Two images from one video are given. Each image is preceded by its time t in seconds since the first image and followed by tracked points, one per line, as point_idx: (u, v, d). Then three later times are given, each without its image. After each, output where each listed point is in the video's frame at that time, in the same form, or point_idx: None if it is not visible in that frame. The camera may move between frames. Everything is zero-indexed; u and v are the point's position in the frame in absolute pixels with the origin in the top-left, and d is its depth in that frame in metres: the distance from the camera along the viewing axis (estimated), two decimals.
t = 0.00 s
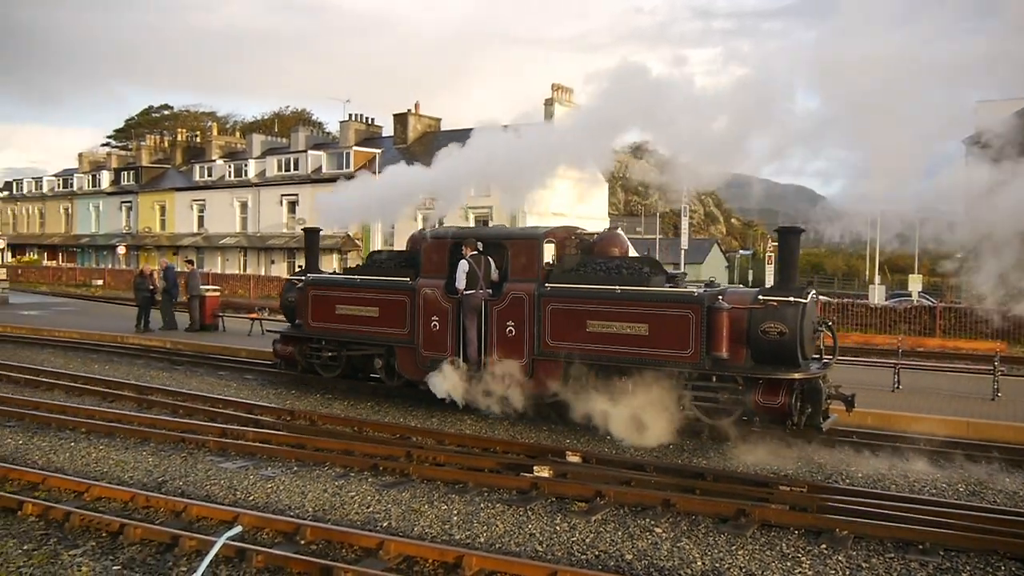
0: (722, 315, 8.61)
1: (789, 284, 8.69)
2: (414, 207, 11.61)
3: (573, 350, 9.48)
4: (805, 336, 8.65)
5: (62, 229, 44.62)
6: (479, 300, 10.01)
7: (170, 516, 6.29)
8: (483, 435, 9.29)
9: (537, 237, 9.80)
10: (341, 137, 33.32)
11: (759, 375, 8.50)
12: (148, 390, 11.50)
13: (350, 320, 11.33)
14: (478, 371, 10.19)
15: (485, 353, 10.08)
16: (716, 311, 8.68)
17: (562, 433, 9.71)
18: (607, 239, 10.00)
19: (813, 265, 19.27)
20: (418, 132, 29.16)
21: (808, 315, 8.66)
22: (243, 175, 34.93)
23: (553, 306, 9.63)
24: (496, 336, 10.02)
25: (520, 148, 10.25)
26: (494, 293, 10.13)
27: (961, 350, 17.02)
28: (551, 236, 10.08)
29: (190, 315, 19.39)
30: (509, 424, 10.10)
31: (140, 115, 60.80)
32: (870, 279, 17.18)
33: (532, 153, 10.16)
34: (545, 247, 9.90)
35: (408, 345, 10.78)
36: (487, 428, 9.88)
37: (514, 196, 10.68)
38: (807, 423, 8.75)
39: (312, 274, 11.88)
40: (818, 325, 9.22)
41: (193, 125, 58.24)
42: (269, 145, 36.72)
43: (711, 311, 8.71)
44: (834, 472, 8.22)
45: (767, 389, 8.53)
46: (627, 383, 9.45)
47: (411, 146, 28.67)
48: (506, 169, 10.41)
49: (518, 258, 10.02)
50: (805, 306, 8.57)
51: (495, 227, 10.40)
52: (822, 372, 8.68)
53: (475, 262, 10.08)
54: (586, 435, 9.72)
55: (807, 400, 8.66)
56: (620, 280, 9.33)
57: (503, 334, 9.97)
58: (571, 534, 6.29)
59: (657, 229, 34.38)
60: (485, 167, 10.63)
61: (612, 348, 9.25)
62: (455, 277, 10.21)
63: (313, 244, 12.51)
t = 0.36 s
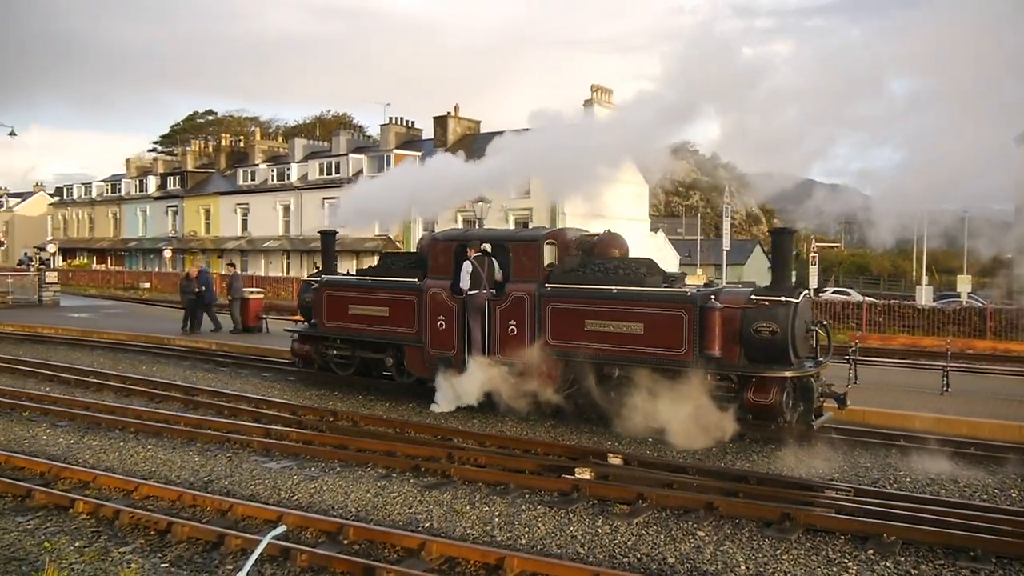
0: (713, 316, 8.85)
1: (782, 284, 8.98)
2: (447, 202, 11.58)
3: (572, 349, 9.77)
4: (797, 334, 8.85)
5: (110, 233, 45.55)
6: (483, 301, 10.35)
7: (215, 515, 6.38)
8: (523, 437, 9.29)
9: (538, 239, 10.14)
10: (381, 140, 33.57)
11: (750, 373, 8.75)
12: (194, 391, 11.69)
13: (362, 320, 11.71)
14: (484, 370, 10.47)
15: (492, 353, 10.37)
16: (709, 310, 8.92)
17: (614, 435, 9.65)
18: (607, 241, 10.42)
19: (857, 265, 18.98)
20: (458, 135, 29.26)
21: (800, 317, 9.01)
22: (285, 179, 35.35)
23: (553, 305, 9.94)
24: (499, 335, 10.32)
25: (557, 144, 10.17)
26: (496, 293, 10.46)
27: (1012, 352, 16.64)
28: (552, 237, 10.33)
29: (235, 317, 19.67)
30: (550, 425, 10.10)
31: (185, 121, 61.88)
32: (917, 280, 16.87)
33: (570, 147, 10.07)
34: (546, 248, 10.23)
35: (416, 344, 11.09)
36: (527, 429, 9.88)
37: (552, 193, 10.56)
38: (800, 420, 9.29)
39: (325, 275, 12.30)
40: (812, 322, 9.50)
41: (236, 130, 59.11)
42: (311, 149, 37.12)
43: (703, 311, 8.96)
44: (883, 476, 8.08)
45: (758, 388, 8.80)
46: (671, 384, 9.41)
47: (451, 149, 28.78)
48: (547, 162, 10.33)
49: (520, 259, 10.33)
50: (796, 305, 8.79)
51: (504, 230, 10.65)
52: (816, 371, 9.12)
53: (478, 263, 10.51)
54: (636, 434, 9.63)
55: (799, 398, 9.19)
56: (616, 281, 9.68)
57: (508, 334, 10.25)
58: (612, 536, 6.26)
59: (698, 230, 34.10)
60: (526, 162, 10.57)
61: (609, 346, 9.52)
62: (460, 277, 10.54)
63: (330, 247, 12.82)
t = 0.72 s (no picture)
0: (717, 314, 9.07)
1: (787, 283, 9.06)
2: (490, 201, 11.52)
3: (583, 347, 10.06)
4: (803, 334, 8.96)
5: (164, 236, 46.50)
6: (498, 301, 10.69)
7: (268, 514, 6.47)
8: (571, 438, 9.28)
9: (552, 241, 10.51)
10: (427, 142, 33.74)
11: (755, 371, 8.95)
12: (246, 392, 11.88)
13: (384, 319, 12.16)
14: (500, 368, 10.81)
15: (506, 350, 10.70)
16: (714, 308, 9.13)
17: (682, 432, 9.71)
18: (620, 241, 10.76)
19: (911, 265, 18.59)
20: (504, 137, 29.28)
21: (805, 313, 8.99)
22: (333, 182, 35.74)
23: (565, 304, 10.26)
24: (514, 333, 10.69)
25: (608, 140, 10.03)
26: (512, 293, 10.82)
27: None
28: (564, 238, 10.73)
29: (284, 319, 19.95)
30: (598, 427, 10.08)
31: (235, 126, 62.91)
32: (973, 280, 16.46)
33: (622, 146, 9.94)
34: (558, 250, 10.59)
35: (435, 342, 11.51)
36: (574, 430, 9.87)
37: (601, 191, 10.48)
38: (803, 419, 9.18)
39: (348, 276, 12.79)
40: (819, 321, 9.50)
41: (285, 134, 59.92)
42: (358, 152, 37.46)
43: (708, 310, 9.18)
44: (941, 481, 7.89)
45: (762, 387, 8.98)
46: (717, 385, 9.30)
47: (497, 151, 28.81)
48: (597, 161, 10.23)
49: (534, 260, 10.70)
50: (802, 304, 8.88)
51: (525, 232, 11.04)
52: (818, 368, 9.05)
53: (494, 264, 10.79)
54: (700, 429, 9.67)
55: (802, 396, 9.12)
56: (624, 281, 9.91)
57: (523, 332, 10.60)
58: (662, 539, 6.21)
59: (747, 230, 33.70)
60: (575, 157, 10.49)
61: (618, 344, 9.81)
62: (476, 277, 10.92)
63: (356, 250, 13.11)
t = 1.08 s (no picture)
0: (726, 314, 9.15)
1: (792, 283, 9.22)
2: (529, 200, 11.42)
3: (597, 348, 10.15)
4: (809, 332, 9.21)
5: (213, 243, 47.34)
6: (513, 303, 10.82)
7: (320, 516, 6.54)
8: (619, 441, 9.23)
9: (563, 244, 10.60)
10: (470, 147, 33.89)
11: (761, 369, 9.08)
12: (296, 396, 12.03)
13: (407, 322, 12.41)
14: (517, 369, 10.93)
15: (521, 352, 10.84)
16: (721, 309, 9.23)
17: (730, 437, 9.59)
18: (633, 244, 10.97)
19: (965, 264, 18.20)
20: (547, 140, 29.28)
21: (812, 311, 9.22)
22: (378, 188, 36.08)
23: (578, 306, 10.34)
24: (530, 335, 10.79)
25: (659, 132, 9.93)
26: (528, 295, 10.94)
27: None
28: (578, 242, 10.80)
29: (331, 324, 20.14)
30: (646, 430, 10.01)
31: (281, 134, 63.82)
32: None
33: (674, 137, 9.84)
34: (571, 253, 10.67)
35: (455, 343, 11.71)
36: (623, 434, 9.81)
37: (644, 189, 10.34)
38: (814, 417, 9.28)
39: (372, 278, 13.07)
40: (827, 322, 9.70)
41: (329, 141, 60.63)
42: (402, 158, 37.76)
43: (715, 311, 9.25)
44: (1001, 484, 7.70)
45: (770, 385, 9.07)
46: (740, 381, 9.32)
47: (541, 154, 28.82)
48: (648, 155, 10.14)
49: (549, 262, 10.80)
50: (808, 304, 9.11)
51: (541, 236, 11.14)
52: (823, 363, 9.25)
53: (511, 268, 11.04)
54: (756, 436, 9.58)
55: (810, 393, 9.26)
56: (635, 282, 10.03)
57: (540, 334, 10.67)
58: (714, 543, 6.15)
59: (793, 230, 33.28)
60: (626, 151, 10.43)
61: (630, 345, 9.87)
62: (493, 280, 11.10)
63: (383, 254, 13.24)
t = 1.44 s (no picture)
0: (712, 318, 9.53)
1: (779, 289, 9.62)
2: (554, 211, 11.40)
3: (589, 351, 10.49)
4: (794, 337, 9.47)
5: (237, 250, 47.70)
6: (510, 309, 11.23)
7: (346, 522, 6.57)
8: (643, 448, 9.21)
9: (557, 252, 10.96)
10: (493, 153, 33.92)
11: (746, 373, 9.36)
12: (321, 401, 12.10)
13: (410, 327, 12.88)
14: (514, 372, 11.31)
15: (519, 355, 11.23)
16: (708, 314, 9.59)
17: (759, 445, 9.50)
18: (626, 251, 11.22)
19: (994, 270, 17.97)
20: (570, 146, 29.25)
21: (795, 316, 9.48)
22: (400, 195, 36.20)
23: (573, 311, 10.68)
24: (525, 339, 11.15)
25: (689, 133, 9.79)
26: (524, 301, 11.30)
27: None
28: (573, 249, 11.12)
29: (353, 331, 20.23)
30: (671, 437, 9.97)
31: (304, 141, 64.23)
32: None
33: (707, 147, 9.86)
34: (566, 261, 11.02)
35: (456, 347, 12.16)
36: (647, 441, 9.79)
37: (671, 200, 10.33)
38: (796, 418, 9.50)
39: (379, 286, 13.59)
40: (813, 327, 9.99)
41: (352, 147, 60.93)
42: (425, 164, 37.86)
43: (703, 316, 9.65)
44: None
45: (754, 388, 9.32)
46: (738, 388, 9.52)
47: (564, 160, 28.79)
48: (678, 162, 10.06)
49: (544, 270, 11.18)
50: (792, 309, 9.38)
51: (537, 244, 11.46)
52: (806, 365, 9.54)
53: (509, 274, 11.41)
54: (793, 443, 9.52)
55: (795, 395, 9.47)
56: (627, 288, 10.38)
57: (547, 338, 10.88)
58: (740, 551, 6.11)
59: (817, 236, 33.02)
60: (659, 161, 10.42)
61: (621, 349, 10.23)
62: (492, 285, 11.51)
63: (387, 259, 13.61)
